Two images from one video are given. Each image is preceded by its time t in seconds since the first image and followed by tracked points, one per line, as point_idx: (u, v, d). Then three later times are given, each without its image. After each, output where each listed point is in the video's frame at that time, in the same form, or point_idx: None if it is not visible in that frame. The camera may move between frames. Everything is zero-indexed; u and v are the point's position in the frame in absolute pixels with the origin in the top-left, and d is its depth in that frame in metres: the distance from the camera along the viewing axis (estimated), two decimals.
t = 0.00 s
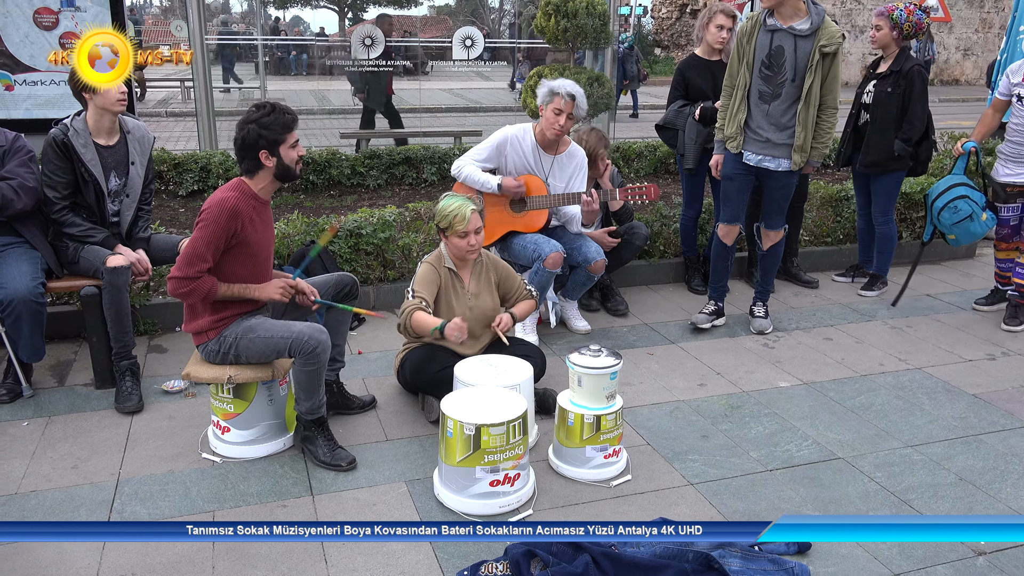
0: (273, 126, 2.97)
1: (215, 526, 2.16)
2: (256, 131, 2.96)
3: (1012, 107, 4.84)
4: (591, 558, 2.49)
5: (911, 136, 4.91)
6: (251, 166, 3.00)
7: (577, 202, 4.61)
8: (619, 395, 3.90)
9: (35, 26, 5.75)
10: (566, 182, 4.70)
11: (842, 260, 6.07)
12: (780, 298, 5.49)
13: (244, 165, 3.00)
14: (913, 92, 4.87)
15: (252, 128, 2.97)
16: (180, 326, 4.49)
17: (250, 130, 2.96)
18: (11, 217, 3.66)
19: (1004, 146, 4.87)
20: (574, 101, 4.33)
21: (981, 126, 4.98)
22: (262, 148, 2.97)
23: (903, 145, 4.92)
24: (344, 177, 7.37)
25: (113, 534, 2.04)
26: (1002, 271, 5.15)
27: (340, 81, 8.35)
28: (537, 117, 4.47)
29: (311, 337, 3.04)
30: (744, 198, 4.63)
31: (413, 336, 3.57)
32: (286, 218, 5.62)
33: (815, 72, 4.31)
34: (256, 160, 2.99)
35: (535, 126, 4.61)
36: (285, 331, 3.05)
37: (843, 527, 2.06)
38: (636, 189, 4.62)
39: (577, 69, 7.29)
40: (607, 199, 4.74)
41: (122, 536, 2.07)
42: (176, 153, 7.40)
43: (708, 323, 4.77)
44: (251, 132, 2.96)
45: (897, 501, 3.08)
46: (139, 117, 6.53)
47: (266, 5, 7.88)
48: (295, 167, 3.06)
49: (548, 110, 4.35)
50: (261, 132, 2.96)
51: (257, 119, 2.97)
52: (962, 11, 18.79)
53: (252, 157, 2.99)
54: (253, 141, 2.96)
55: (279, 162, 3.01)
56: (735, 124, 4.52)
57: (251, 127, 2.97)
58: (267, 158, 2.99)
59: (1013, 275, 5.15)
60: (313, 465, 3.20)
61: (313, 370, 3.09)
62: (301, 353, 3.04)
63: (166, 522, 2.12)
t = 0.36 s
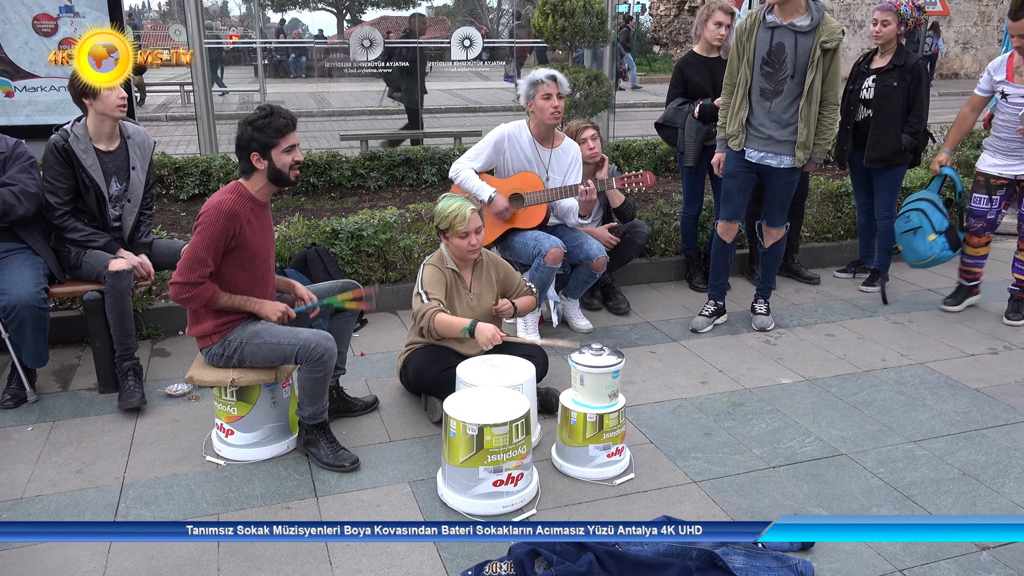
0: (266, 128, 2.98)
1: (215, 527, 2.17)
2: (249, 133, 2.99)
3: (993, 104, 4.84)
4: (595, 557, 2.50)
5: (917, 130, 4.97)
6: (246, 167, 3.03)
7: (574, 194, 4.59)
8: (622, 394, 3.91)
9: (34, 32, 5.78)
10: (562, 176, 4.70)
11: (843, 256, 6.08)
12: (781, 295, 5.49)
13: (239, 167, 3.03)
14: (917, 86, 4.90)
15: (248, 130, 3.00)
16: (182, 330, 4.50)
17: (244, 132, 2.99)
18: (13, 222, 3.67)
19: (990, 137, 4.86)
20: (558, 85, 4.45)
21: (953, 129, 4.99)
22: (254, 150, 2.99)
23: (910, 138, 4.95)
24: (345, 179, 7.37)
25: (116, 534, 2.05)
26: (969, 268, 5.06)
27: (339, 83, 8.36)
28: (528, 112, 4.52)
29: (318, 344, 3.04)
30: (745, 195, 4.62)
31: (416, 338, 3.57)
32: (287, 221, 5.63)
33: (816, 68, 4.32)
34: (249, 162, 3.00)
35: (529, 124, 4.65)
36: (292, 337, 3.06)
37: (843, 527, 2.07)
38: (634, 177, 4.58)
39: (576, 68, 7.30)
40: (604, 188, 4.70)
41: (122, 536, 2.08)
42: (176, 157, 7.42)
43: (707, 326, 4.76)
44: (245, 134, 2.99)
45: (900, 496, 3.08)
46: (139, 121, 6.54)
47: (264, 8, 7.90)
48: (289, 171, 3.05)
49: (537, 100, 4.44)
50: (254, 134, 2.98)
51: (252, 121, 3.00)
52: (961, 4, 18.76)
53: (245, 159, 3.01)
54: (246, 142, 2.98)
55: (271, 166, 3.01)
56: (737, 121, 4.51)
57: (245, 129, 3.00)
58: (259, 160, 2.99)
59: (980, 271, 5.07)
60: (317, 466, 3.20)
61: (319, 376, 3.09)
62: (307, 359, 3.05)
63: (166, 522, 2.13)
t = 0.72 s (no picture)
0: (255, 129, 2.99)
1: (215, 526, 2.18)
2: (240, 134, 3.01)
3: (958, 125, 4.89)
4: (594, 558, 2.51)
5: (918, 132, 5.00)
6: (238, 169, 3.05)
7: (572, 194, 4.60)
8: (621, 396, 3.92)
9: (35, 36, 5.80)
10: (559, 177, 4.73)
11: (843, 258, 6.08)
12: (781, 296, 5.50)
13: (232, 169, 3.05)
14: (918, 88, 4.93)
15: (239, 132, 3.02)
16: (183, 332, 4.52)
17: (235, 133, 3.01)
18: (15, 226, 3.69)
19: (962, 149, 4.91)
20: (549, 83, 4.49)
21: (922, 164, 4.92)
22: (245, 151, 3.00)
23: (911, 139, 4.97)
24: (345, 182, 7.39)
25: (117, 533, 2.06)
26: (947, 272, 5.03)
27: (340, 86, 8.37)
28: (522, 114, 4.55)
29: (315, 348, 3.06)
30: (746, 198, 4.64)
31: (416, 339, 3.58)
32: (287, 224, 5.65)
33: (817, 72, 4.33)
34: (240, 163, 3.02)
35: (525, 124, 4.68)
36: (291, 339, 3.07)
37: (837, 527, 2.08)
38: (631, 175, 4.51)
39: (576, 72, 7.32)
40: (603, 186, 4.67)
41: (124, 536, 2.09)
42: (177, 160, 7.43)
43: (706, 329, 4.75)
44: (236, 136, 3.01)
45: (899, 497, 3.09)
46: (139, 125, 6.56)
47: (265, 12, 7.95)
48: (280, 173, 3.04)
49: (530, 100, 4.46)
50: (245, 136, 3.00)
51: (243, 123, 3.02)
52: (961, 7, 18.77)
53: (237, 160, 3.03)
54: (237, 144, 3.00)
55: (262, 167, 3.01)
56: (738, 124, 4.52)
57: (236, 132, 3.02)
58: (250, 161, 3.01)
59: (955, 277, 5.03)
60: (317, 468, 3.22)
61: (318, 378, 3.10)
62: (306, 362, 3.06)
63: (167, 522, 2.14)
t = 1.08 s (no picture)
0: (252, 131, 3.00)
1: (215, 526, 2.18)
2: (236, 136, 3.01)
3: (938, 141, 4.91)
4: (592, 557, 2.52)
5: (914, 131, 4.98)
6: (235, 171, 3.05)
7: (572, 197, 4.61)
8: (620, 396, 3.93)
9: (35, 39, 5.82)
10: (558, 178, 4.74)
11: (841, 257, 6.10)
12: (780, 296, 5.51)
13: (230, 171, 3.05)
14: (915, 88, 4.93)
15: (235, 133, 3.02)
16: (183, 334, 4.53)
17: (231, 135, 3.01)
18: (15, 228, 3.70)
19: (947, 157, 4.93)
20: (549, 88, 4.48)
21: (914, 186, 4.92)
22: (242, 153, 3.01)
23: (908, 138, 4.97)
24: (345, 184, 7.41)
25: (118, 533, 2.07)
26: (944, 270, 5.05)
27: (339, 88, 8.39)
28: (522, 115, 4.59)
29: (313, 340, 3.06)
30: (744, 198, 4.65)
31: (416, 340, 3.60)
32: (287, 225, 5.66)
33: (814, 71, 4.35)
34: (237, 165, 3.03)
35: (526, 125, 4.68)
36: (289, 334, 3.09)
37: (837, 527, 2.08)
38: (629, 176, 4.58)
39: (575, 72, 7.33)
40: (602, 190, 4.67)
41: (124, 536, 2.10)
42: (177, 162, 7.45)
43: (707, 323, 4.78)
44: (233, 138, 3.01)
45: (896, 496, 3.10)
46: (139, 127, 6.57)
47: (265, 13, 7.99)
48: (277, 173, 3.07)
49: (528, 103, 4.49)
50: (241, 137, 3.00)
51: (240, 125, 3.02)
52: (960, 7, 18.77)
53: (234, 162, 3.03)
54: (234, 146, 3.01)
55: (259, 168, 3.03)
56: (735, 124, 4.53)
57: (233, 133, 3.02)
58: (248, 163, 3.01)
59: (952, 275, 5.06)
60: (316, 469, 3.23)
61: (315, 373, 3.11)
62: (303, 356, 3.07)
63: (168, 521, 2.15)
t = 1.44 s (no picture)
0: (250, 136, 3.01)
1: (215, 526, 2.19)
2: (233, 141, 3.01)
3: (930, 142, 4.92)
4: (589, 557, 2.53)
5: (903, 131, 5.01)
6: (230, 176, 3.06)
7: (568, 205, 4.67)
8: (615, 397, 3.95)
9: (29, 48, 5.82)
10: (554, 184, 4.75)
11: (836, 256, 6.12)
12: (775, 296, 5.54)
13: (225, 177, 3.05)
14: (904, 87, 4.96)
15: (231, 139, 3.02)
16: (179, 341, 4.54)
17: (227, 141, 3.01)
18: (10, 237, 3.70)
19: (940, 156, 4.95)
20: (554, 100, 4.44)
21: (897, 187, 4.93)
22: (239, 158, 3.01)
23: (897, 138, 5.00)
24: (340, 189, 7.43)
25: (118, 533, 2.09)
26: (937, 268, 5.08)
27: (334, 94, 8.41)
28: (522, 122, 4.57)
29: (311, 352, 3.08)
30: (737, 199, 4.67)
31: (410, 344, 3.61)
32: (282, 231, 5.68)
33: (804, 71, 4.37)
34: (234, 171, 3.03)
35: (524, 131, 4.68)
36: (287, 345, 3.10)
37: (838, 528, 2.07)
38: (627, 189, 4.65)
39: (568, 75, 7.35)
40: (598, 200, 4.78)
41: (123, 536, 2.11)
42: (172, 169, 7.46)
43: (701, 326, 4.79)
44: (228, 143, 3.01)
45: (891, 493, 3.12)
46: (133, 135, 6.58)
47: (259, 19, 8.00)
48: (274, 177, 3.09)
49: (528, 112, 4.48)
50: (238, 143, 3.01)
51: (235, 130, 3.02)
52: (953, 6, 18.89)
53: (230, 168, 3.03)
54: (230, 151, 3.01)
55: (258, 173, 3.05)
56: (727, 125, 4.56)
57: (228, 139, 3.02)
58: (245, 168, 3.03)
59: (945, 272, 5.10)
60: (313, 473, 3.24)
61: (313, 385, 3.13)
62: (302, 368, 3.09)
63: (168, 522, 2.17)
